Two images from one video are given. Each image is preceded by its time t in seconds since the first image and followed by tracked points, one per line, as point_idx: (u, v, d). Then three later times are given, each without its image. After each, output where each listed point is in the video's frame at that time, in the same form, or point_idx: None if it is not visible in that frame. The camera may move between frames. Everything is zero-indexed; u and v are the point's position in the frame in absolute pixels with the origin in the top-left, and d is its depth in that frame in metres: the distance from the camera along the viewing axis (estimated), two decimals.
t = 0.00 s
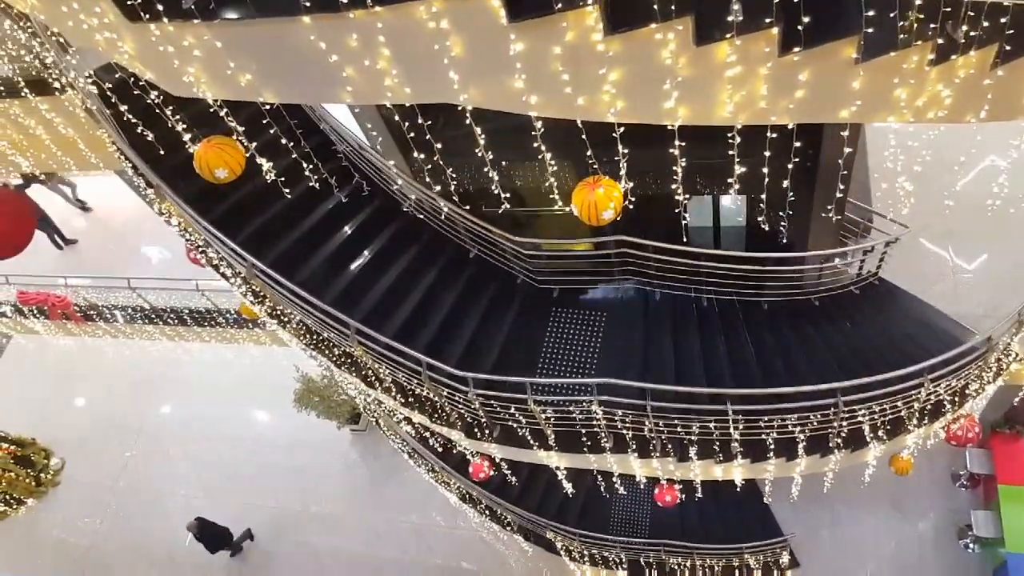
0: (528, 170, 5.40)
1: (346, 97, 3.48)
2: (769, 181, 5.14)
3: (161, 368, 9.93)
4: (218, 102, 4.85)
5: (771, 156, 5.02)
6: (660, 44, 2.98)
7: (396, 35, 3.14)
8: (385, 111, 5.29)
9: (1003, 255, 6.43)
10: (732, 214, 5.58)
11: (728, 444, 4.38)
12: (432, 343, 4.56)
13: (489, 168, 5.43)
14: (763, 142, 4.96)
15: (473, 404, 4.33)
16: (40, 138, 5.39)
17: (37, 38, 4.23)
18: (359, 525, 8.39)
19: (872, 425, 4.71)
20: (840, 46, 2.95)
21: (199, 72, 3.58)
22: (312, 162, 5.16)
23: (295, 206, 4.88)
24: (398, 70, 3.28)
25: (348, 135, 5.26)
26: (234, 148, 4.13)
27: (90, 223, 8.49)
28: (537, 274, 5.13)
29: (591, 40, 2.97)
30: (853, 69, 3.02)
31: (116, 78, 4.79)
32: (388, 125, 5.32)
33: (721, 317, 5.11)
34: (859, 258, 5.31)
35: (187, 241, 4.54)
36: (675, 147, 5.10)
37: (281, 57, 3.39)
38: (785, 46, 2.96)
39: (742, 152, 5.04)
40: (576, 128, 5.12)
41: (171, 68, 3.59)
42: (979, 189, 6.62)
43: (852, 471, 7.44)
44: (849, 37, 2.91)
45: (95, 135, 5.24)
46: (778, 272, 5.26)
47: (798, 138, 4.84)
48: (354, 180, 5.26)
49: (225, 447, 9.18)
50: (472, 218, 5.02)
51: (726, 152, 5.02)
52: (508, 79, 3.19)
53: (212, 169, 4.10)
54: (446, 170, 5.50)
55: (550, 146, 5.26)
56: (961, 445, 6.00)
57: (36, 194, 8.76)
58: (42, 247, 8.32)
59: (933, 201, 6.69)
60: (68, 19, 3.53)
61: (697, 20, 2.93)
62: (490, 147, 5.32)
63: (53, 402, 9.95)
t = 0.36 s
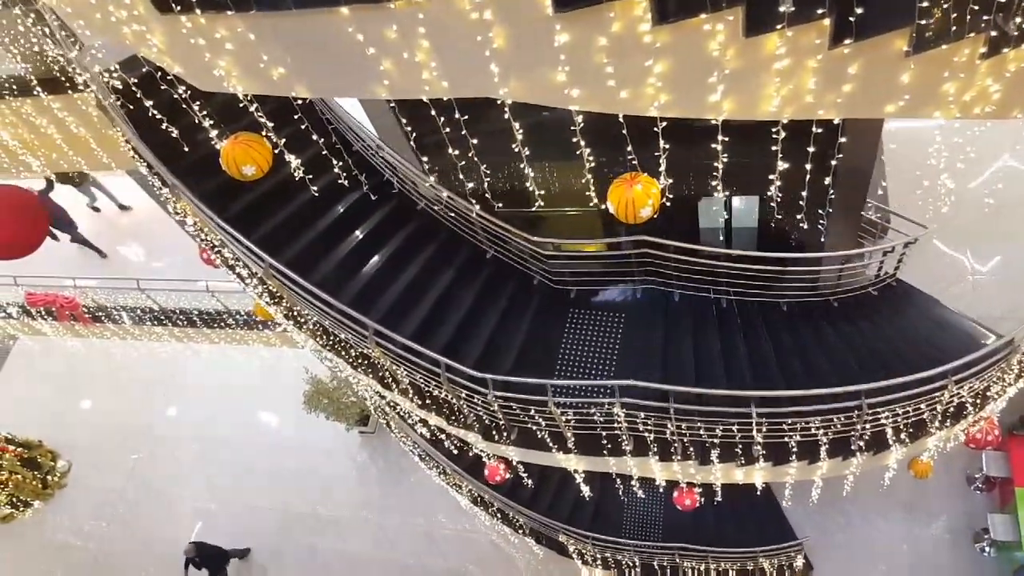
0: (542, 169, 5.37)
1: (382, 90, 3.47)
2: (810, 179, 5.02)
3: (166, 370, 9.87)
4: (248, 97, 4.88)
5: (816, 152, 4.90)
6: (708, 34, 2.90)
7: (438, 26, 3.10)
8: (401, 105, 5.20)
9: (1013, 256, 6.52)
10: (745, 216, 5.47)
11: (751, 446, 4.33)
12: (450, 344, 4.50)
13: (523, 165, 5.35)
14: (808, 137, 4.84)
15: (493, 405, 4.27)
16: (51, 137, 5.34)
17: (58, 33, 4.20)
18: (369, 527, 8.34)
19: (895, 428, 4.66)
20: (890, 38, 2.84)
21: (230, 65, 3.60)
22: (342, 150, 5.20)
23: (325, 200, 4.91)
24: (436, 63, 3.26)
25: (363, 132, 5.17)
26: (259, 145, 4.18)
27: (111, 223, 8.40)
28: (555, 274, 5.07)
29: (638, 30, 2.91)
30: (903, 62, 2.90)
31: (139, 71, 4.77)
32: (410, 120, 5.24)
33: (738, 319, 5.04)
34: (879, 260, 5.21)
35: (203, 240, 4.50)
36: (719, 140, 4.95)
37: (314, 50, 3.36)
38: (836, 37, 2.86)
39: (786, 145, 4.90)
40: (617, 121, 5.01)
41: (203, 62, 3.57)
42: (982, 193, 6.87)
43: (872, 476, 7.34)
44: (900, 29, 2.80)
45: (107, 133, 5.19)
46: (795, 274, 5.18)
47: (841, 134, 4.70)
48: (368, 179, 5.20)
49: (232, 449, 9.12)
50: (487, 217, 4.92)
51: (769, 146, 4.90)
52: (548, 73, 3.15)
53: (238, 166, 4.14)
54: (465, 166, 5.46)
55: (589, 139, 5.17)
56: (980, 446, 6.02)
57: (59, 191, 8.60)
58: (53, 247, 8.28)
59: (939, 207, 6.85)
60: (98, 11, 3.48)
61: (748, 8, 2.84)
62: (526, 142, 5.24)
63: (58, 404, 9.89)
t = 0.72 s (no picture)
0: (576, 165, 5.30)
1: (417, 83, 3.41)
2: (852, 174, 4.88)
3: (175, 369, 9.85)
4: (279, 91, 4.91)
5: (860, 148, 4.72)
6: (756, 25, 2.84)
7: (478, 16, 3.06)
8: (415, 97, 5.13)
9: None
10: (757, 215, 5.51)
11: (773, 448, 4.28)
12: (467, 343, 4.45)
13: (560, 160, 5.27)
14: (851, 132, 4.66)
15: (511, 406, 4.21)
16: (64, 134, 5.30)
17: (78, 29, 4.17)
18: (378, 529, 8.29)
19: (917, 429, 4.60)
20: (941, 29, 2.79)
21: (262, 57, 3.53)
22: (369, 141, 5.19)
23: (349, 195, 4.90)
24: (475, 55, 3.21)
25: (378, 128, 5.11)
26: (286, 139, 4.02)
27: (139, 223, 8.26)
28: (573, 274, 5.03)
29: (684, 20, 2.85)
30: (953, 53, 2.84)
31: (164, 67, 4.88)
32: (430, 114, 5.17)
33: (757, 320, 4.97)
34: (899, 260, 5.14)
35: (219, 239, 4.47)
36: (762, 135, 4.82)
37: (346, 41, 3.33)
38: (888, 27, 2.80)
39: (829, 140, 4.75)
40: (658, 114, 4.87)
41: (233, 55, 3.54)
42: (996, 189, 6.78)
43: (889, 479, 7.26)
44: (952, 19, 2.75)
45: (122, 131, 5.15)
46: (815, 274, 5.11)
47: (888, 128, 4.53)
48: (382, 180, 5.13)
49: (241, 449, 9.08)
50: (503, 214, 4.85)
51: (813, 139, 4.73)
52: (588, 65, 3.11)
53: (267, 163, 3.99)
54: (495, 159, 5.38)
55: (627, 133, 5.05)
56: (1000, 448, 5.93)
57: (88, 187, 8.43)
58: (65, 247, 8.24)
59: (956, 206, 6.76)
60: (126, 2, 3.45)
61: None
62: (564, 137, 5.14)
63: (65, 403, 9.87)
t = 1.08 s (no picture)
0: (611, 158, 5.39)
1: (456, 73, 3.44)
2: (896, 165, 4.93)
3: (184, 367, 9.83)
4: (312, 81, 4.87)
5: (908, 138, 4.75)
6: (808, 10, 2.77)
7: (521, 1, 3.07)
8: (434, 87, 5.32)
9: None
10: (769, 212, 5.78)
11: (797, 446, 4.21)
12: (485, 340, 4.40)
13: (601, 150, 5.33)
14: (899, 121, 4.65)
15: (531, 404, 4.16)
16: (77, 132, 5.27)
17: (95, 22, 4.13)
18: (388, 529, 8.23)
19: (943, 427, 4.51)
20: (1000, 16, 2.66)
21: (294, 47, 3.49)
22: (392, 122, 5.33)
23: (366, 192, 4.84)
24: (518, 40, 3.23)
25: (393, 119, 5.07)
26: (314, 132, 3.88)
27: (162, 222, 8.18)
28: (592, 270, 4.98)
29: (735, 4, 2.80)
30: (1011, 39, 2.71)
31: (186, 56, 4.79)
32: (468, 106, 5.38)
33: (777, 318, 4.90)
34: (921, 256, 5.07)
35: (236, 236, 4.43)
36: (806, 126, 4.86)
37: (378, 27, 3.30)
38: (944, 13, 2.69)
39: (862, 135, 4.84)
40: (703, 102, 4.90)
41: (265, 46, 3.51)
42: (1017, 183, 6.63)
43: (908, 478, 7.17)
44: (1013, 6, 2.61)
45: (135, 128, 5.11)
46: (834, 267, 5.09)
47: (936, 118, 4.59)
48: (398, 176, 5.04)
49: (250, 450, 9.02)
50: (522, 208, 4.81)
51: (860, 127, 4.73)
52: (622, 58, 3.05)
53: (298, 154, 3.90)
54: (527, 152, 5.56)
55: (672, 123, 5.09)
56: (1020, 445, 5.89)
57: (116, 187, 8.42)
58: (73, 247, 8.22)
59: (971, 198, 6.64)
60: None
61: None
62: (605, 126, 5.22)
63: (73, 402, 9.84)
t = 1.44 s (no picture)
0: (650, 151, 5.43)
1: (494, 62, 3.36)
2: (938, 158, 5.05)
3: (194, 365, 9.84)
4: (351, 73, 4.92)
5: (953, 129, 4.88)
6: None
7: None
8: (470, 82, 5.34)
9: None
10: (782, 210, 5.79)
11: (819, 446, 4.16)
12: (504, 339, 4.37)
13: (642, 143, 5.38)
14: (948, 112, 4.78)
15: (551, 403, 4.14)
16: (92, 129, 5.26)
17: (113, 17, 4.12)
18: (398, 528, 8.19)
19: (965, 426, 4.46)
20: None
21: (331, 37, 3.41)
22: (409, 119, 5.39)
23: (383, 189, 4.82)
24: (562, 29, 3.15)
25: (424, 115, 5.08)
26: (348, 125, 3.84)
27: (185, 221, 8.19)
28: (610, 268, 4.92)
29: None
30: None
31: (217, 47, 4.87)
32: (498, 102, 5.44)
33: (797, 318, 4.85)
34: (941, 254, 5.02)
35: (253, 234, 4.41)
36: (849, 120, 4.98)
37: (409, 18, 3.27)
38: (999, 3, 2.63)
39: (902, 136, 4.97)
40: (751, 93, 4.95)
41: (299, 36, 3.43)
42: None
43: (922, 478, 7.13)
44: None
45: (151, 125, 5.10)
46: (853, 266, 5.05)
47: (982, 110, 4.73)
48: (414, 174, 5.00)
49: (259, 449, 9.00)
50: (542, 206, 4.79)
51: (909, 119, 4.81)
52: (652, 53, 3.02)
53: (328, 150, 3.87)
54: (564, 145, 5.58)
55: (716, 115, 5.17)
56: None
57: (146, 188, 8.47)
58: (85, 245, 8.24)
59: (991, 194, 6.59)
60: None
61: None
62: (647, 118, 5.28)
63: (82, 400, 9.85)
